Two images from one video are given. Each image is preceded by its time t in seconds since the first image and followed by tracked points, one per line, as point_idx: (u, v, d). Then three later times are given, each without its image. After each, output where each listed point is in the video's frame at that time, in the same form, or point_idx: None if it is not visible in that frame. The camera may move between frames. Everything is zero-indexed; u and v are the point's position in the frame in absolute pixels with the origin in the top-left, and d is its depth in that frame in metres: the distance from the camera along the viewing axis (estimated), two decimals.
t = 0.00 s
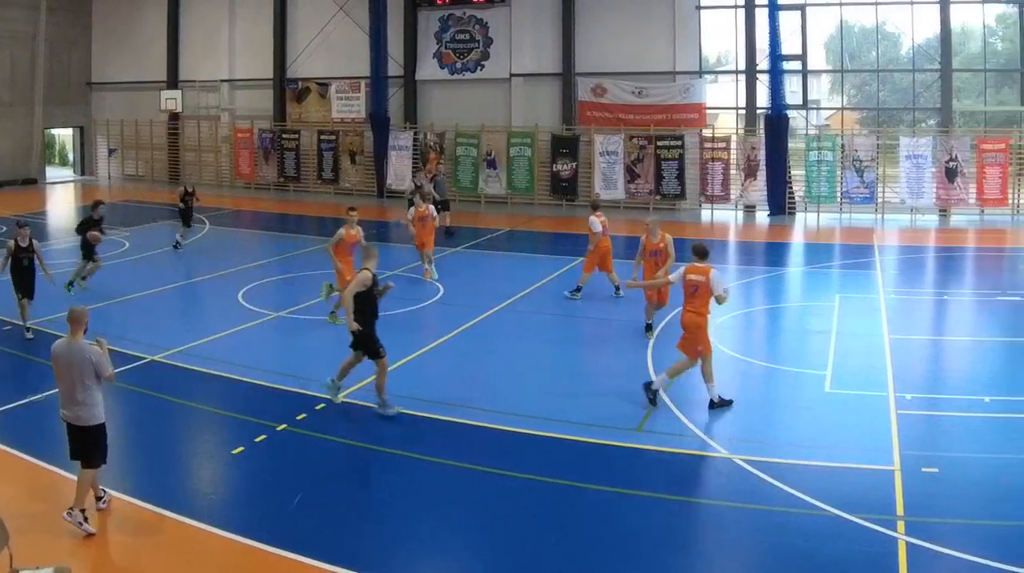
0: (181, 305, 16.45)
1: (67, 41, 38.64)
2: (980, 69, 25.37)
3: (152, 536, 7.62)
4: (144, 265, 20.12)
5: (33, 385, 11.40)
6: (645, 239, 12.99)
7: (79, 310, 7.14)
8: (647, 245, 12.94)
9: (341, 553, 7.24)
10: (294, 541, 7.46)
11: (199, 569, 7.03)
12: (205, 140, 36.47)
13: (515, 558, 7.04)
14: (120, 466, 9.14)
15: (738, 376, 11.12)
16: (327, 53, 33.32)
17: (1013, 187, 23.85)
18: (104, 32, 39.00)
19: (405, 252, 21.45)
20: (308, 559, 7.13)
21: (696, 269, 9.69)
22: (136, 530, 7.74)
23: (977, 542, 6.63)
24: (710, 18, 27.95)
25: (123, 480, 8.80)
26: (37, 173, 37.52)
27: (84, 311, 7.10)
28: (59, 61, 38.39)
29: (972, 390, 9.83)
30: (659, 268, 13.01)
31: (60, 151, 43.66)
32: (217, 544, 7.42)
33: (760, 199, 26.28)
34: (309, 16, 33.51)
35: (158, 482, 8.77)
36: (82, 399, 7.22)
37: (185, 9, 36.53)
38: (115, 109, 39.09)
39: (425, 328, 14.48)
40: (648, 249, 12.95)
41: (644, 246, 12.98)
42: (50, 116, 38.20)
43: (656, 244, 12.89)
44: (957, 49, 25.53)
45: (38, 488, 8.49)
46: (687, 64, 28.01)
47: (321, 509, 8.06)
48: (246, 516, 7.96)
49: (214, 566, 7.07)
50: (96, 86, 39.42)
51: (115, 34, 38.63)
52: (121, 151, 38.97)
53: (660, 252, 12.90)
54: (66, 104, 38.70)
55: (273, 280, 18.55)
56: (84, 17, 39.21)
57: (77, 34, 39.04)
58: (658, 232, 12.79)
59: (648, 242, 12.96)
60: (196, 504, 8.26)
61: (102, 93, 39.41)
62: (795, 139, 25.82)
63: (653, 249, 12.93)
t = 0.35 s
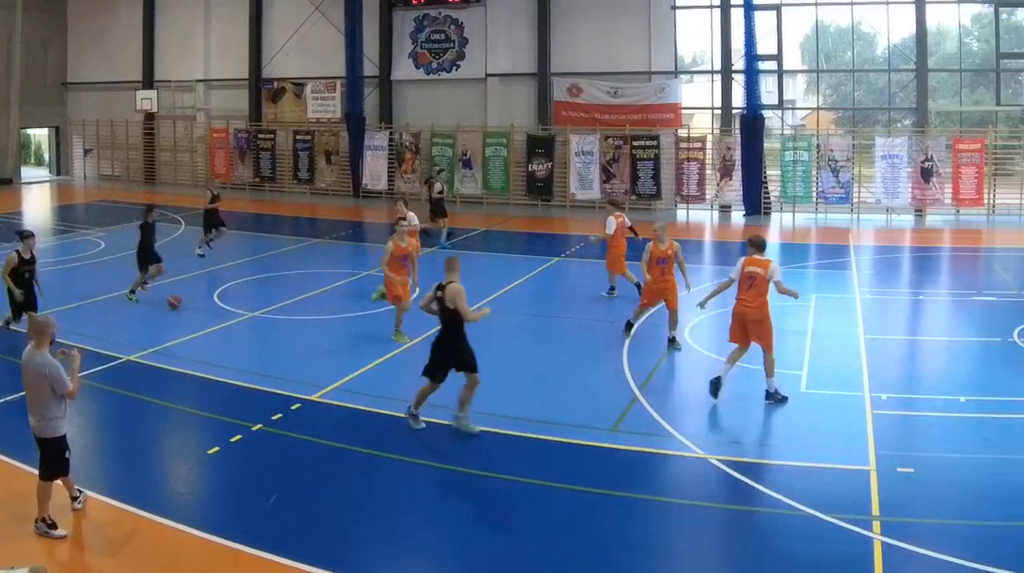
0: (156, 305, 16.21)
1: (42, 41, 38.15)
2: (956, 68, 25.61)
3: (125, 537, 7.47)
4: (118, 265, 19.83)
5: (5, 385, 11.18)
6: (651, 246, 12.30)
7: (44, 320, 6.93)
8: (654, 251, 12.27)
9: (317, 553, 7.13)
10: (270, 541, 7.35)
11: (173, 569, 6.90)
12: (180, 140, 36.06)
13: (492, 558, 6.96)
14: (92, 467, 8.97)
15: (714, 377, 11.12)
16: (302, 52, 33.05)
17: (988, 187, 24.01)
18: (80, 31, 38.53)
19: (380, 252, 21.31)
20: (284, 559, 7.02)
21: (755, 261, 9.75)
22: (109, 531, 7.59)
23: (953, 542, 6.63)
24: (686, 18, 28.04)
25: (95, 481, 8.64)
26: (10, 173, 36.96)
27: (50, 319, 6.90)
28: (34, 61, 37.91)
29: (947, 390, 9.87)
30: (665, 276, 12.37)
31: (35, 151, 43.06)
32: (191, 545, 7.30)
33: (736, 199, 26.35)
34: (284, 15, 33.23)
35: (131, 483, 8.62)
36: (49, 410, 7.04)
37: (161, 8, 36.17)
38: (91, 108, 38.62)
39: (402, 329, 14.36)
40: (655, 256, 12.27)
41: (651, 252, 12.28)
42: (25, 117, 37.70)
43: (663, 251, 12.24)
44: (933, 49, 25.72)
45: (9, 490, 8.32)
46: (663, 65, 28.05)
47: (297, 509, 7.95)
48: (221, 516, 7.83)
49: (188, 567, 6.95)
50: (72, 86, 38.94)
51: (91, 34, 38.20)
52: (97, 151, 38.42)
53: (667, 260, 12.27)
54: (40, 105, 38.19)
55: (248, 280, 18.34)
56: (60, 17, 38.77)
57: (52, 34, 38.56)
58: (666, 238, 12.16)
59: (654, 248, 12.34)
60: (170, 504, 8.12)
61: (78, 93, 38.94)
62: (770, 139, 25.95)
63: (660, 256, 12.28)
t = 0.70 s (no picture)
0: (128, 305, 15.96)
1: (16, 41, 37.72)
2: (930, 69, 25.75)
3: (97, 537, 7.33)
4: (90, 265, 19.52)
5: None
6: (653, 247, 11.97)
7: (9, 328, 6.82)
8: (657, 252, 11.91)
9: (293, 553, 7.02)
10: (244, 541, 7.23)
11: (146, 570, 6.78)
12: (155, 140, 35.62)
13: (469, 558, 6.88)
14: (64, 468, 8.80)
15: (688, 377, 11.10)
16: (276, 52, 32.76)
17: (962, 187, 24.17)
18: (55, 31, 38.05)
19: (356, 252, 21.15)
20: (259, 559, 6.90)
21: (799, 258, 9.80)
22: (81, 532, 7.45)
23: (927, 542, 6.62)
24: (660, 18, 28.06)
25: (67, 482, 8.48)
26: None
27: (15, 326, 6.85)
28: (8, 61, 37.46)
29: (921, 390, 9.90)
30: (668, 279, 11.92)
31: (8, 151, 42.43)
32: (165, 545, 7.17)
33: (710, 199, 26.43)
34: (258, 15, 32.94)
35: (104, 483, 8.45)
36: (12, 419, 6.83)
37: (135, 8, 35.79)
38: (65, 108, 38.14)
39: (377, 329, 14.23)
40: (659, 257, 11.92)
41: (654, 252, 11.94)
42: None
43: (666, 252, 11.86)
44: (907, 49, 25.88)
45: None
46: (637, 64, 28.06)
47: (272, 509, 7.82)
48: (195, 516, 7.70)
49: (162, 567, 6.82)
50: (46, 86, 38.46)
51: (65, 33, 37.74)
52: (71, 151, 37.87)
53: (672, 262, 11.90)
54: (13, 105, 37.68)
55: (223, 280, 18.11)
56: (34, 17, 38.34)
57: (26, 34, 38.11)
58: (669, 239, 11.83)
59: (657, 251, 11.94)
60: (143, 504, 7.98)
61: (52, 93, 38.45)
62: (745, 139, 26.09)
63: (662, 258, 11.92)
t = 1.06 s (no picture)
0: (101, 305, 15.69)
1: None
2: (905, 69, 25.90)
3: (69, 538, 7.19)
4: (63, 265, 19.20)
5: None
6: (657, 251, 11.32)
7: None
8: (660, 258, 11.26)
9: (267, 553, 6.91)
10: (218, 541, 7.12)
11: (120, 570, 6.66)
12: (129, 140, 35.12)
13: (445, 558, 6.80)
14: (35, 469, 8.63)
15: (662, 376, 11.10)
16: (250, 52, 32.43)
17: (937, 187, 24.34)
18: (30, 31, 37.50)
19: (330, 252, 20.97)
20: (232, 559, 6.79)
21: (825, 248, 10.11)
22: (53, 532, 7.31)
23: (902, 542, 6.62)
24: (635, 18, 28.06)
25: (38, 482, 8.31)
26: None
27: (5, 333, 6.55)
28: None
29: (895, 391, 9.94)
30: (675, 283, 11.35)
31: None
32: (138, 546, 7.05)
33: (684, 199, 26.51)
34: (231, 14, 32.60)
35: (76, 484, 8.30)
36: None
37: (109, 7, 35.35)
38: (39, 108, 37.63)
39: (352, 329, 14.09)
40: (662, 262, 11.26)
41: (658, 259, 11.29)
42: None
43: (670, 257, 11.20)
44: (881, 49, 26.02)
45: None
46: (611, 65, 28.08)
47: (246, 509, 7.71)
48: (168, 516, 7.57)
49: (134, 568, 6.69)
50: (20, 86, 37.95)
51: (39, 33, 37.24)
52: (45, 151, 37.32)
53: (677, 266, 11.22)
54: None
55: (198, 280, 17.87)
56: (6, 16, 37.83)
57: None
58: (672, 242, 11.16)
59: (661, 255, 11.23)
60: (116, 505, 7.83)
61: (26, 93, 37.94)
62: (719, 139, 26.21)
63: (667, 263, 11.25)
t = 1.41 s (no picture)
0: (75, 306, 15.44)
1: None
2: (879, 69, 26.04)
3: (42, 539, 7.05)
4: (35, 265, 18.88)
5: None
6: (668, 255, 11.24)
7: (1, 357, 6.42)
8: (671, 262, 11.16)
9: (243, 553, 6.81)
10: (193, 541, 7.01)
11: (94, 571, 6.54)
12: (103, 140, 34.57)
13: (423, 558, 6.73)
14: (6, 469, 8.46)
15: (636, 377, 11.08)
16: (224, 52, 32.15)
17: (911, 187, 24.49)
18: (5, 30, 36.93)
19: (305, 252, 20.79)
20: (206, 560, 6.69)
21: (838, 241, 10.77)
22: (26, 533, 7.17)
23: (877, 542, 6.62)
24: (609, 18, 28.02)
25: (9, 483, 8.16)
26: None
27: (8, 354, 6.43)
28: None
29: (869, 390, 9.98)
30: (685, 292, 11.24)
31: None
32: (112, 546, 6.93)
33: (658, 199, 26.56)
34: (206, 14, 32.30)
35: (49, 485, 8.14)
36: None
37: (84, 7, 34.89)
38: (11, 108, 37.05)
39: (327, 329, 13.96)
40: (672, 266, 11.16)
41: (668, 262, 11.19)
42: None
43: (681, 261, 11.11)
44: (856, 49, 26.16)
45: None
46: (585, 65, 28.07)
47: (220, 509, 7.59)
48: (142, 517, 7.45)
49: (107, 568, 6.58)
50: None
51: (12, 33, 36.69)
52: (19, 151, 36.62)
53: (686, 271, 11.12)
54: None
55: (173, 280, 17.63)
56: None
57: None
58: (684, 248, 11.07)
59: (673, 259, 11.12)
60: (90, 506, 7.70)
61: None
62: (693, 139, 26.29)
63: (676, 267, 11.15)
